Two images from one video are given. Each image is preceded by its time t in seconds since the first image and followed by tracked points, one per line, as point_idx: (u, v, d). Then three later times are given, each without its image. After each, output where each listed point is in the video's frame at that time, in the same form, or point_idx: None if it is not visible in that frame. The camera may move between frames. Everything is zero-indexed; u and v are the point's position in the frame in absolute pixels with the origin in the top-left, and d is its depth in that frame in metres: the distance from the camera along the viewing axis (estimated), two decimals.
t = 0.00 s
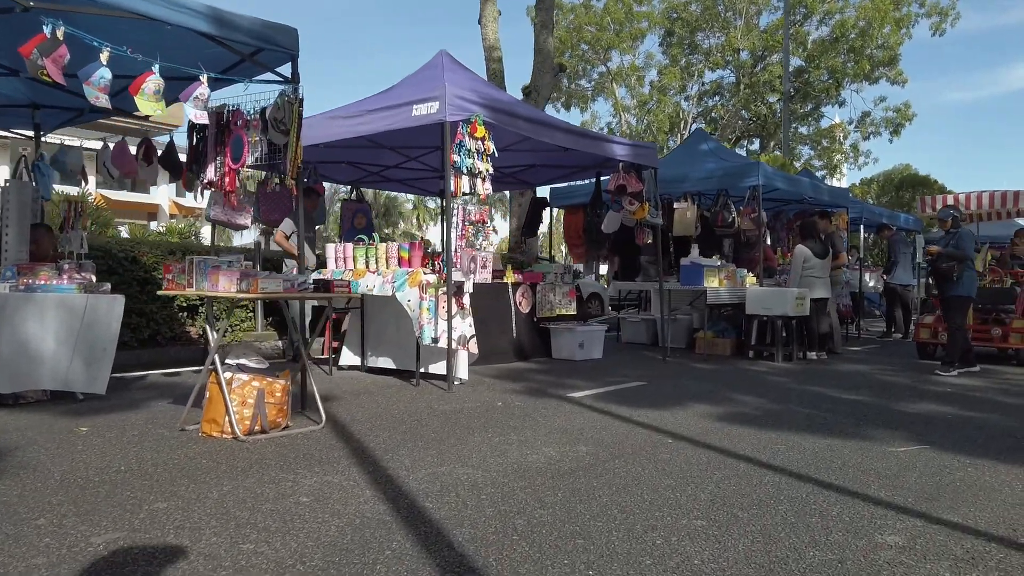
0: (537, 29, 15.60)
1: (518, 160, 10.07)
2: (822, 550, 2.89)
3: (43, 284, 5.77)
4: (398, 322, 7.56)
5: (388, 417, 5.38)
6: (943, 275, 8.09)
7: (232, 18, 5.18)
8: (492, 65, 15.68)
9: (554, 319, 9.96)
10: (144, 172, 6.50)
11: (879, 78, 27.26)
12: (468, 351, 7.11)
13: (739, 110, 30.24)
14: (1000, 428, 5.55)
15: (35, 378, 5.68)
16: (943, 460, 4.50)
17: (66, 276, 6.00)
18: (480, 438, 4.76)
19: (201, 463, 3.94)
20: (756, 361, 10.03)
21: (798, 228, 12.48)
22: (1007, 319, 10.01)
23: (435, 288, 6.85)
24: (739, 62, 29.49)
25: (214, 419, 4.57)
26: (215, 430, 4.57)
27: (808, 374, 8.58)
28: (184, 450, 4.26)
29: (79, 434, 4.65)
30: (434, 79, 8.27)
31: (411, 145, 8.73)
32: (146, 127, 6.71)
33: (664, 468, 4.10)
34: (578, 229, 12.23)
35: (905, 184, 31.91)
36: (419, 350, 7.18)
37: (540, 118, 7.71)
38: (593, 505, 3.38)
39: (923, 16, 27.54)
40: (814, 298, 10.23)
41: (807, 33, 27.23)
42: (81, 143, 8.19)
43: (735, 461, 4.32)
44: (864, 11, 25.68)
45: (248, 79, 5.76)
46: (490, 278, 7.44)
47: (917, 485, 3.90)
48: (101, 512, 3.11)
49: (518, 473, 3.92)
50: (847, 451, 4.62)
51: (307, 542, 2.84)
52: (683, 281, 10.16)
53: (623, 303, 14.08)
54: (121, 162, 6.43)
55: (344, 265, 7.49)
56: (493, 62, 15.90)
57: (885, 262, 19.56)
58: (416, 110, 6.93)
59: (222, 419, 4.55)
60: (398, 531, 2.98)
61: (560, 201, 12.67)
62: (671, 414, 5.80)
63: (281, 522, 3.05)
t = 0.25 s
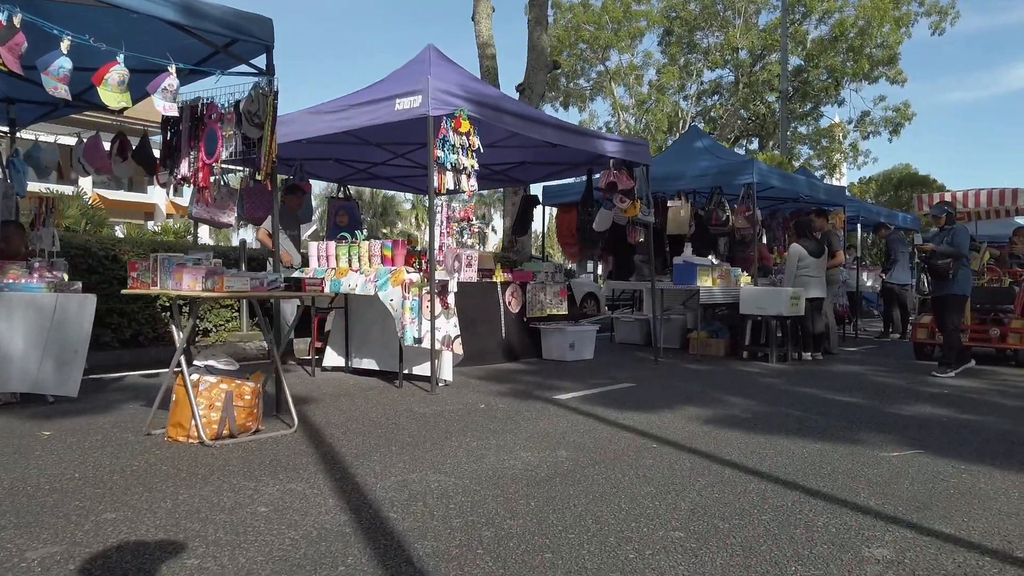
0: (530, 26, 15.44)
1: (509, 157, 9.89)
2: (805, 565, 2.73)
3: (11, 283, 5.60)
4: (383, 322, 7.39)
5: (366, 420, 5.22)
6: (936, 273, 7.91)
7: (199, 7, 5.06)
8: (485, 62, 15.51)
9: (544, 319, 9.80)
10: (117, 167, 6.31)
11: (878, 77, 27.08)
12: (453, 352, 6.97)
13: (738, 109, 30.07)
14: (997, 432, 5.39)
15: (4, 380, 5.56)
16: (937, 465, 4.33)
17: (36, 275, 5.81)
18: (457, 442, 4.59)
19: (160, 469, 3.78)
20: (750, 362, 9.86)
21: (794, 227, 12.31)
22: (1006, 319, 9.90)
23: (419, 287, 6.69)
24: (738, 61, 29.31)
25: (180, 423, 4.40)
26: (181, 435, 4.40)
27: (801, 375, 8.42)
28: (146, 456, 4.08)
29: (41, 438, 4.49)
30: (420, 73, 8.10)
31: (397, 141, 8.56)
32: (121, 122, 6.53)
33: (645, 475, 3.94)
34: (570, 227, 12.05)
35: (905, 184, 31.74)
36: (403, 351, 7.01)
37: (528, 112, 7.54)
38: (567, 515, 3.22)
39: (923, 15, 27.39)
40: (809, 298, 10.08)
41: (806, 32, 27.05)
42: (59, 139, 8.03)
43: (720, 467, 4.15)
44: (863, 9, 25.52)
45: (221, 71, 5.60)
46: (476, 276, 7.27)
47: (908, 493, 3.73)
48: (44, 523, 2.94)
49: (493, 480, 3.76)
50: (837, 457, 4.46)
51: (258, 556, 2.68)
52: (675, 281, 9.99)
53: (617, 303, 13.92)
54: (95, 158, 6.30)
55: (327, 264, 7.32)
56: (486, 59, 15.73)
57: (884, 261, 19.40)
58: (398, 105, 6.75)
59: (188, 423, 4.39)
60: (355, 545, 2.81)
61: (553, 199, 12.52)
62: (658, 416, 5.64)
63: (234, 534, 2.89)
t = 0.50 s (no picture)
0: (523, 24, 15.25)
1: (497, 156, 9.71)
2: None
3: None
4: (364, 326, 7.21)
5: (339, 429, 5.04)
6: (930, 276, 7.73)
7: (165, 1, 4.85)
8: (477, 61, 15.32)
9: (533, 321, 9.62)
10: (88, 167, 6.13)
11: (876, 76, 26.93)
12: (434, 357, 6.81)
13: (736, 109, 29.89)
14: (992, 441, 5.22)
15: None
16: (928, 478, 4.17)
17: (3, 278, 5.80)
18: (430, 453, 4.41)
19: (113, 485, 3.60)
20: (742, 366, 9.69)
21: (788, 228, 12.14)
22: (1002, 321, 9.77)
23: (400, 290, 6.51)
24: (736, 61, 29.14)
25: (140, 434, 4.23)
26: (141, 446, 4.23)
27: (794, 380, 8.25)
28: (101, 469, 3.91)
29: None
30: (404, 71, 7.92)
31: (381, 140, 8.38)
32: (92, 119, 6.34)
33: (622, 490, 3.76)
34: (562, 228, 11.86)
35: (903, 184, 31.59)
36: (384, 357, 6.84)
37: (513, 112, 7.36)
38: (535, 536, 3.04)
39: (921, 15, 27.23)
40: (802, 301, 9.91)
41: (804, 32, 26.88)
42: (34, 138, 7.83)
43: (702, 481, 3.98)
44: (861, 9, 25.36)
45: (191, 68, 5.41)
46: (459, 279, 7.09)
47: (896, 510, 3.56)
48: None
49: (461, 496, 3.58)
50: (824, 469, 4.29)
51: None
52: (666, 283, 9.81)
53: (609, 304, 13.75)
54: (64, 157, 6.11)
55: (307, 266, 7.14)
56: (478, 57, 15.54)
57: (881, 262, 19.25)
58: (378, 103, 6.56)
59: (148, 434, 4.21)
60: (304, 572, 2.64)
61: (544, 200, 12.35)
62: (643, 425, 5.46)
63: (175, 560, 2.71)
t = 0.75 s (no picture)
0: (515, 21, 15.09)
1: (484, 155, 9.56)
2: None
3: None
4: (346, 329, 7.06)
5: (311, 435, 4.87)
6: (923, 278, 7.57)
7: None
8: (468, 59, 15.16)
9: (521, 323, 9.45)
10: (57, 165, 5.97)
11: (873, 76, 26.83)
12: (415, 360, 6.65)
13: (732, 109, 29.76)
14: (985, 447, 5.07)
15: None
16: (918, 488, 4.01)
17: None
18: (403, 461, 4.24)
19: (62, 496, 3.43)
20: (733, 367, 9.53)
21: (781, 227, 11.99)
22: (999, 322, 9.62)
23: (379, 292, 6.35)
24: (733, 60, 29.01)
25: (98, 442, 4.05)
26: (99, 455, 4.06)
27: (786, 382, 8.10)
28: (54, 480, 3.73)
29: None
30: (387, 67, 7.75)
31: (364, 138, 8.21)
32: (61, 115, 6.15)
33: (598, 501, 3.60)
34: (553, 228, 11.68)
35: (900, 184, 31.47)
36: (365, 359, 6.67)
37: (498, 109, 7.20)
38: (501, 553, 2.88)
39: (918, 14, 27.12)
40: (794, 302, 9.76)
41: (801, 31, 26.76)
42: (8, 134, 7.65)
43: (683, 491, 3.82)
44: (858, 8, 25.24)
45: (160, 62, 5.22)
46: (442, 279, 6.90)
47: (883, 522, 3.41)
48: None
49: (429, 508, 3.42)
50: (811, 478, 4.13)
51: None
52: (657, 284, 9.65)
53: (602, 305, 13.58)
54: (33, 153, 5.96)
55: (286, 266, 6.97)
56: (469, 55, 15.38)
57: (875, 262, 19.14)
58: (357, 99, 6.38)
59: (106, 443, 4.04)
60: None
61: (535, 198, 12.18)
62: (627, 430, 5.30)
63: None
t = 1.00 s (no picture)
0: (506, 17, 14.91)
1: (471, 150, 9.42)
2: None
3: None
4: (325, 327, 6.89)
5: (280, 437, 4.69)
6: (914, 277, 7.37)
7: None
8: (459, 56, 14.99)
9: (508, 322, 9.29)
10: (23, 158, 5.78)
11: (870, 76, 26.71)
12: (396, 359, 6.49)
13: (729, 108, 29.61)
14: (978, 449, 4.90)
15: None
16: (907, 492, 3.85)
17: None
18: (371, 465, 4.07)
19: (5, 502, 3.25)
20: (724, 367, 9.38)
21: (775, 225, 11.83)
22: (993, 321, 9.49)
23: (357, 290, 6.13)
24: (729, 60, 28.86)
25: (51, 445, 3.88)
26: (53, 458, 3.88)
27: (777, 382, 7.94)
28: (2, 484, 3.56)
29: None
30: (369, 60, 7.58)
31: (347, 133, 8.03)
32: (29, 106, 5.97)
33: (571, 506, 3.43)
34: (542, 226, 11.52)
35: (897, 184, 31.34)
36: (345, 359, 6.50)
37: (482, 102, 7.03)
38: (462, 564, 2.71)
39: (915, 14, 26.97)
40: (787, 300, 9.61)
41: (797, 30, 26.63)
42: None
43: (661, 496, 3.66)
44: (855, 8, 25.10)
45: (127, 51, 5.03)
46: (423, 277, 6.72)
47: (868, 529, 3.24)
48: None
49: (391, 515, 3.25)
50: (795, 482, 3.96)
51: None
52: (647, 282, 9.48)
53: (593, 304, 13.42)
54: None
55: (264, 263, 6.80)
56: (461, 52, 15.22)
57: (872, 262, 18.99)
58: (335, 91, 6.21)
59: (59, 446, 3.86)
60: None
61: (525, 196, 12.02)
62: (609, 432, 5.13)
63: None
